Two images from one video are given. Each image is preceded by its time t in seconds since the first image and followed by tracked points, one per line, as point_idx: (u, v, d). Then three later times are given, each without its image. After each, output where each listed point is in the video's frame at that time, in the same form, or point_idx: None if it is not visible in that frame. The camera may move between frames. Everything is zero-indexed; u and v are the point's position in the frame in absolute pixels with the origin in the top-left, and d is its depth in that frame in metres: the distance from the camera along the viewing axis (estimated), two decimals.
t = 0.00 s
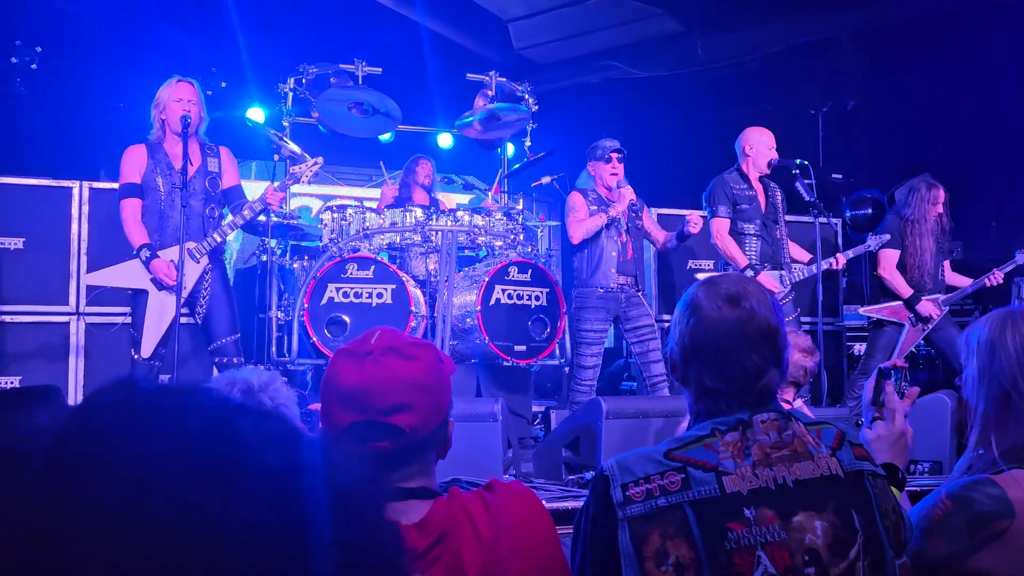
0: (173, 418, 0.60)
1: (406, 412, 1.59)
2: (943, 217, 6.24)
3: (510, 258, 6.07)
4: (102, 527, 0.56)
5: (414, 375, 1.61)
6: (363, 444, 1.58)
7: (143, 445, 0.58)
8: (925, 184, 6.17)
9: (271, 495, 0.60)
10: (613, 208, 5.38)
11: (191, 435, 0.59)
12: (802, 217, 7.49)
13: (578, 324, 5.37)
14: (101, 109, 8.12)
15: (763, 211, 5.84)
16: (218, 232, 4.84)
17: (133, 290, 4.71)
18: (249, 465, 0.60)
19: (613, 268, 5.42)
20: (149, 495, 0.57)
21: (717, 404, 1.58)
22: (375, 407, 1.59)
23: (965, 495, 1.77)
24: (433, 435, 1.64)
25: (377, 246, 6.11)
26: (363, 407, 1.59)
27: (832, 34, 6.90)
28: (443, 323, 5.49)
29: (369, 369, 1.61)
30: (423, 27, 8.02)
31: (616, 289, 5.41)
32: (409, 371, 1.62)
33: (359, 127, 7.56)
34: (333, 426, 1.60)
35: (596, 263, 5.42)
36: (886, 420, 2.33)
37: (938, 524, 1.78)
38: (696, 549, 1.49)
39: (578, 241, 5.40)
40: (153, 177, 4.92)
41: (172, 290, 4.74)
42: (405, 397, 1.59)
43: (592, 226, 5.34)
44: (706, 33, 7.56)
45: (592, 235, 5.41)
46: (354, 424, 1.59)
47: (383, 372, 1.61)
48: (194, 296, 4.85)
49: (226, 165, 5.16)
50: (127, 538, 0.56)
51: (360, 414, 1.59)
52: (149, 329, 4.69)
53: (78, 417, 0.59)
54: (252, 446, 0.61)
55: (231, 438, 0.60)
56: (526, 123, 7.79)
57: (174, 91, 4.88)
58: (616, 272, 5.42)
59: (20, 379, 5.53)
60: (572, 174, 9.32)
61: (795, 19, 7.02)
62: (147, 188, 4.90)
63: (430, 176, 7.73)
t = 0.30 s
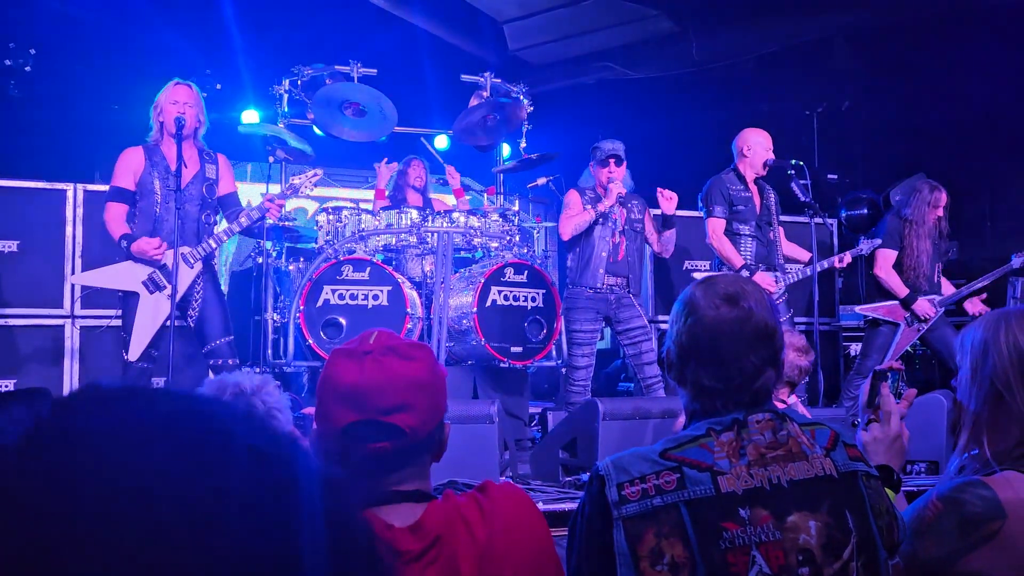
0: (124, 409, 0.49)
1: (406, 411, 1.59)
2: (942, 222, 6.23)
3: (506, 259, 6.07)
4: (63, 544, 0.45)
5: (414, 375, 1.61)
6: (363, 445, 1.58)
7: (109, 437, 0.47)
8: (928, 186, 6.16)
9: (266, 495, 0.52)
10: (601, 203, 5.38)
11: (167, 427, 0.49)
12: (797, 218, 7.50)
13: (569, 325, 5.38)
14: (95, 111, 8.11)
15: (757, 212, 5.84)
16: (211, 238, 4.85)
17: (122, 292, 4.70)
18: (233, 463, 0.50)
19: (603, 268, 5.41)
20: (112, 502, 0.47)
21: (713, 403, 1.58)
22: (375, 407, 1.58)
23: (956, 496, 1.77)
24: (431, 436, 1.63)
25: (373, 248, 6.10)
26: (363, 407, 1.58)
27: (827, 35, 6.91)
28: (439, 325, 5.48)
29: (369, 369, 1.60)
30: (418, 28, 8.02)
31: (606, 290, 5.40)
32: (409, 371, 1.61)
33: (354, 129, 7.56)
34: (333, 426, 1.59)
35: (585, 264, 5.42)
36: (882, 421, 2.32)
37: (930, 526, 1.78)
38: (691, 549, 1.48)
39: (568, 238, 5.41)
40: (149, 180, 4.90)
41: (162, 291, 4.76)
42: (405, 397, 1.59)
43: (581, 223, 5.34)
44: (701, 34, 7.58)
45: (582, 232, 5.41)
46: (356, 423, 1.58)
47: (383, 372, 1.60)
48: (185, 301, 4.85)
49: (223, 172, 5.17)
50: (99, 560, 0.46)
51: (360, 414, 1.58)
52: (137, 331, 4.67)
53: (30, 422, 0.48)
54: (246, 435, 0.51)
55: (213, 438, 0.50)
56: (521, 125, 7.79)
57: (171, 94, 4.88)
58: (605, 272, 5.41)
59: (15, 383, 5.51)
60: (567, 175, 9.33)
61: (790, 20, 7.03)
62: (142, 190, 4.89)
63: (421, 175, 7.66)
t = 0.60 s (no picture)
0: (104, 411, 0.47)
1: (416, 415, 1.57)
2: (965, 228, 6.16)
3: (505, 261, 6.06)
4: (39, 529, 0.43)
5: (423, 378, 1.60)
6: (372, 448, 1.56)
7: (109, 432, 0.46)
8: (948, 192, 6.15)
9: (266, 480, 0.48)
10: (601, 207, 5.38)
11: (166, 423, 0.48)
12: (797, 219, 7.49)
13: (572, 329, 5.36)
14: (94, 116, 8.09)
15: (756, 215, 5.84)
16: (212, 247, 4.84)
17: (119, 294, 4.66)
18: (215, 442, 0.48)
19: (605, 270, 5.40)
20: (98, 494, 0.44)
21: (720, 409, 1.57)
22: (385, 409, 1.56)
23: (958, 500, 1.76)
24: (439, 441, 1.62)
25: (372, 251, 6.08)
26: (373, 410, 1.56)
27: (826, 37, 6.90)
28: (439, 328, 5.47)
29: (378, 372, 1.59)
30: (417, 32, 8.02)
31: (607, 292, 5.39)
32: (418, 374, 1.60)
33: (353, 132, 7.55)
34: (341, 431, 1.58)
35: (586, 267, 5.41)
36: (882, 424, 2.31)
37: (933, 529, 1.77)
38: (701, 556, 1.47)
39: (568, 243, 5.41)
40: (149, 186, 4.88)
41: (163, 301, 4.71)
42: (415, 400, 1.58)
43: (582, 228, 5.34)
44: (699, 36, 7.58)
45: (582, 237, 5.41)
46: (366, 427, 1.56)
47: (392, 375, 1.59)
48: (184, 306, 4.84)
49: (224, 181, 5.17)
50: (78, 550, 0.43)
51: (369, 417, 1.57)
52: (132, 336, 4.63)
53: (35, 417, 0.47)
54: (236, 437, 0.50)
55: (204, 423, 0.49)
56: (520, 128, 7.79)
57: (173, 100, 4.88)
58: (608, 274, 5.40)
59: (14, 388, 5.50)
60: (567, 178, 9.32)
61: (791, 22, 7.02)
62: (142, 198, 4.88)
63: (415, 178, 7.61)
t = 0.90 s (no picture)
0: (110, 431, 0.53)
1: (423, 417, 1.57)
2: (966, 201, 6.19)
3: (509, 265, 6.06)
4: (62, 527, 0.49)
5: (429, 380, 1.60)
6: (377, 450, 1.55)
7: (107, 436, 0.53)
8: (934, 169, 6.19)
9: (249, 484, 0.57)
10: (610, 205, 5.41)
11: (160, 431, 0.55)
12: (802, 221, 7.48)
13: (581, 332, 5.34)
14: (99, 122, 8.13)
15: (757, 218, 5.84)
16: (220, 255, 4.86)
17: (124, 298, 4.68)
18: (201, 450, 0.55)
19: (614, 274, 5.39)
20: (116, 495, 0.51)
21: (726, 412, 1.56)
22: (392, 411, 1.56)
23: (965, 503, 1.75)
24: (444, 444, 1.61)
25: (377, 255, 6.08)
26: (379, 412, 1.55)
27: (830, 38, 6.89)
28: (443, 332, 5.47)
29: (385, 375, 1.58)
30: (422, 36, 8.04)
31: (618, 294, 5.39)
32: (425, 376, 1.60)
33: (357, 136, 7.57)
34: (346, 433, 1.57)
35: (594, 270, 5.43)
36: (887, 425, 2.30)
37: (941, 532, 1.76)
38: (709, 560, 1.46)
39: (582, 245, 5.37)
40: (154, 192, 4.90)
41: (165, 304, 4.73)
42: (421, 403, 1.57)
43: (595, 227, 5.32)
44: (703, 38, 7.60)
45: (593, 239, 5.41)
46: (371, 430, 1.55)
47: (399, 377, 1.58)
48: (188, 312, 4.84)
49: (230, 189, 5.19)
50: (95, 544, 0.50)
51: (376, 419, 1.56)
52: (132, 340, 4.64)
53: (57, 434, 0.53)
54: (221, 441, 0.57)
55: (135, 428, 0.54)
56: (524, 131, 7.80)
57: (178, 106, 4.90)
58: (616, 278, 5.40)
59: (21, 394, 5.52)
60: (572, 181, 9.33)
61: (794, 23, 7.01)
62: (146, 204, 4.89)
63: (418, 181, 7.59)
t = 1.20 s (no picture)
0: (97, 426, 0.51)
1: (432, 418, 1.56)
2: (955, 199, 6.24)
3: (519, 266, 6.05)
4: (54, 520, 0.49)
5: (438, 381, 1.59)
6: (386, 452, 1.54)
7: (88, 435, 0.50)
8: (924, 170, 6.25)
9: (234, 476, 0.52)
10: (632, 243, 5.29)
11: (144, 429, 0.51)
12: (813, 221, 7.44)
13: (594, 334, 5.36)
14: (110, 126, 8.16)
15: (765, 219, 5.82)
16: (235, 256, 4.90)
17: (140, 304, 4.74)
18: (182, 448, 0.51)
19: (628, 279, 5.36)
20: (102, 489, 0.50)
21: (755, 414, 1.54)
22: (401, 413, 1.54)
23: (976, 503, 1.73)
24: (454, 444, 1.60)
25: (387, 258, 6.08)
26: (390, 414, 1.54)
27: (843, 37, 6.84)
28: (453, 334, 5.47)
29: (395, 377, 1.57)
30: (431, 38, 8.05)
31: (632, 299, 5.37)
32: (434, 378, 1.59)
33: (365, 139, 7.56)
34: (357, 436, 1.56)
35: (610, 276, 5.40)
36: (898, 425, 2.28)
37: (955, 533, 1.74)
38: (735, 566, 1.45)
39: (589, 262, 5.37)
40: (168, 195, 4.91)
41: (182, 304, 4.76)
42: (431, 404, 1.56)
43: (605, 251, 5.27)
44: (712, 37, 7.57)
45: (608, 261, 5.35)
46: (381, 432, 1.54)
47: (407, 379, 1.57)
48: (200, 317, 4.86)
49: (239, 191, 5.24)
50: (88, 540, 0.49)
51: (386, 421, 1.55)
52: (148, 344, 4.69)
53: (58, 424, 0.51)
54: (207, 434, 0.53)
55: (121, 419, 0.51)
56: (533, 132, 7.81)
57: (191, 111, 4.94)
58: (630, 283, 5.36)
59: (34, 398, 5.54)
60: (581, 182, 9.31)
61: (805, 22, 6.99)
62: (160, 207, 4.89)
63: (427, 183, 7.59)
